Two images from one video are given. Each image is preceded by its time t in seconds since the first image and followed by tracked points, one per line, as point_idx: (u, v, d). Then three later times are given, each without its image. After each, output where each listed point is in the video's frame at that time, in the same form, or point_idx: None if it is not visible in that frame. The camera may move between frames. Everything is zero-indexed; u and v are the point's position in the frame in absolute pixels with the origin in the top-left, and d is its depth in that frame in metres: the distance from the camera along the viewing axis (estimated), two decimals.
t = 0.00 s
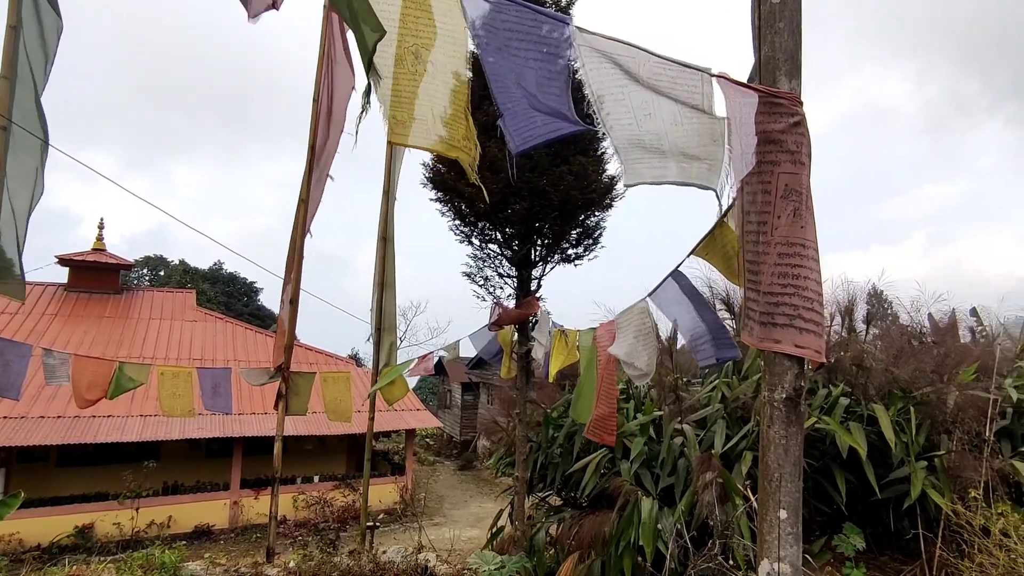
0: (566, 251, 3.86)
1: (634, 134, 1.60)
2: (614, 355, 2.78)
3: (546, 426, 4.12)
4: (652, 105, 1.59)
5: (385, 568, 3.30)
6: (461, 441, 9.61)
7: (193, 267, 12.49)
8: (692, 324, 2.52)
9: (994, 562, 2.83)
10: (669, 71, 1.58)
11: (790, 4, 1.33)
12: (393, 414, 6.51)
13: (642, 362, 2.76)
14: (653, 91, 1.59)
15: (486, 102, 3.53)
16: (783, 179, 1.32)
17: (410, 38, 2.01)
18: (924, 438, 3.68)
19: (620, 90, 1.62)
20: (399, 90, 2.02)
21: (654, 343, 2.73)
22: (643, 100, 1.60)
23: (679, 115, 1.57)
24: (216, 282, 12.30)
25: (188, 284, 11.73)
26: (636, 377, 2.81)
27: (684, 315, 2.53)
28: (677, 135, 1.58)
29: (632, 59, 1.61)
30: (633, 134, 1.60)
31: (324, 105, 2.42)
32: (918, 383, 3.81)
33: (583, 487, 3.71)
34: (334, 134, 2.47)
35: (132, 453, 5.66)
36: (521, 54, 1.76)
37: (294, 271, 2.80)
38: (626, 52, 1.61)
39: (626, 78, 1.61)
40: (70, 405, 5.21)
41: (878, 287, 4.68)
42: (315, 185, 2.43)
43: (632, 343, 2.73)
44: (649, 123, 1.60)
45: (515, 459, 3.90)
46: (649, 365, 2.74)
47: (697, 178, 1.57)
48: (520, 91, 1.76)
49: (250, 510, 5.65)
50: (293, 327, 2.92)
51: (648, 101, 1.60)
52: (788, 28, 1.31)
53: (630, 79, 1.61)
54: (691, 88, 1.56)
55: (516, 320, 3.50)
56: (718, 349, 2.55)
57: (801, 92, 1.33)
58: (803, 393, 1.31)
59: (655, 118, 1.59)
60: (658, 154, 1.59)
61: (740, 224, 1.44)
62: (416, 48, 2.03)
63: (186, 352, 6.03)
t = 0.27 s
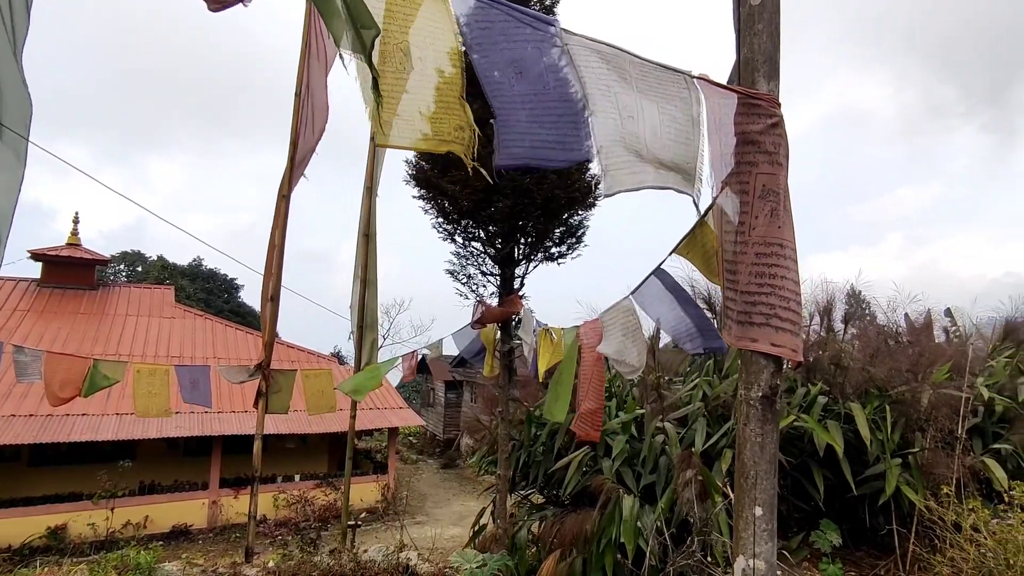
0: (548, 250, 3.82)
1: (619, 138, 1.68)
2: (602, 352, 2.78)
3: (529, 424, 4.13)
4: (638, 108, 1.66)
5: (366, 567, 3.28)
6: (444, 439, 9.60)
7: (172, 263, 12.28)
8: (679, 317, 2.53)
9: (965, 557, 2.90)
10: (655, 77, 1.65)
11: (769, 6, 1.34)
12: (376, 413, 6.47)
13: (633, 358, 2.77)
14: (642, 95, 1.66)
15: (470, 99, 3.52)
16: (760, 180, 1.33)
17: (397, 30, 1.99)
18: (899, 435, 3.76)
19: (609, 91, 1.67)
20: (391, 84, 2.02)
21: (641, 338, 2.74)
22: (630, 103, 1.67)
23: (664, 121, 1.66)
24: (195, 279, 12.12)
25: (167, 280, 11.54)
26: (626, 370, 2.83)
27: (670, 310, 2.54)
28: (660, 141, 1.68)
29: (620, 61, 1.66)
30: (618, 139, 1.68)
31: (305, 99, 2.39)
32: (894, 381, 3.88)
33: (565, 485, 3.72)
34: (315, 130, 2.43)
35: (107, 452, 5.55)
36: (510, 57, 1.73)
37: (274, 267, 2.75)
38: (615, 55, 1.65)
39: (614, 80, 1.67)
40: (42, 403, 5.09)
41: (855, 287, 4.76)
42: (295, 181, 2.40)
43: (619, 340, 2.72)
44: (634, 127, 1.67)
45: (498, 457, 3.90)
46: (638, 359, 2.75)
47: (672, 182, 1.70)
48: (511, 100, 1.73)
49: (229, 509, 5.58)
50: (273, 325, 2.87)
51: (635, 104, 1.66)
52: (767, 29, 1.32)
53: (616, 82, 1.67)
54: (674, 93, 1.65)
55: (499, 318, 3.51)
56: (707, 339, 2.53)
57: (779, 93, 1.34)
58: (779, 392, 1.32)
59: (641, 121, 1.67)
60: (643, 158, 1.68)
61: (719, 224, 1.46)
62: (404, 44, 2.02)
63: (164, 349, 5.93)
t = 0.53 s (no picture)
0: (532, 248, 3.82)
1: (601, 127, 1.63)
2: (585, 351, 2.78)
3: (512, 423, 4.14)
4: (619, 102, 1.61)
5: (348, 566, 3.26)
6: (428, 438, 9.57)
7: (151, 259, 12.08)
8: (663, 314, 2.54)
9: (938, 552, 2.97)
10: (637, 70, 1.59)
11: (748, 8, 1.35)
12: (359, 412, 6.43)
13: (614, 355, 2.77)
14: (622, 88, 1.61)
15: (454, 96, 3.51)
16: (739, 180, 1.34)
17: (385, 14, 1.97)
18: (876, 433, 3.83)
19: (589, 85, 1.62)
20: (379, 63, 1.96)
21: (623, 335, 2.76)
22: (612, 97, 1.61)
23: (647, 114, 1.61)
24: (175, 276, 11.93)
25: (146, 277, 11.34)
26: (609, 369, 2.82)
27: (655, 307, 2.55)
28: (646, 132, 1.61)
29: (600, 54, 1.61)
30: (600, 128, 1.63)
31: (288, 93, 2.36)
32: (871, 380, 3.95)
33: (547, 483, 3.73)
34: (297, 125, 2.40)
35: (83, 451, 5.44)
36: (494, 38, 1.68)
37: (256, 263, 2.70)
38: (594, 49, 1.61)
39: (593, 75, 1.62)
40: (15, 401, 4.97)
41: (834, 288, 4.84)
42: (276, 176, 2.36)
43: (602, 338, 2.73)
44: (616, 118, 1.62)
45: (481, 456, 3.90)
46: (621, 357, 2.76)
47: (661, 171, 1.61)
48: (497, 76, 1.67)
49: (209, 509, 5.50)
50: (254, 322, 2.83)
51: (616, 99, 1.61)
52: (746, 31, 1.34)
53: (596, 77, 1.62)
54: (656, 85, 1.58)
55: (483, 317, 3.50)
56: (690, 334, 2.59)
57: (757, 95, 1.36)
58: (756, 390, 1.34)
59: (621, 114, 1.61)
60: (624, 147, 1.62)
61: (699, 223, 1.46)
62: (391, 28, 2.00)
63: (142, 346, 5.83)
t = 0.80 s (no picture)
0: (517, 248, 3.81)
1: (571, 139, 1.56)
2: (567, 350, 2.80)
3: (496, 422, 4.14)
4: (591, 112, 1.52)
5: (329, 567, 3.23)
6: (412, 438, 9.52)
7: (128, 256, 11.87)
8: (647, 314, 2.56)
9: (913, 548, 3.03)
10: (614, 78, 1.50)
11: (727, 11, 1.36)
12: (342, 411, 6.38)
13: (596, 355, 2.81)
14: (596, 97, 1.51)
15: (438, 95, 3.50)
16: (717, 181, 1.35)
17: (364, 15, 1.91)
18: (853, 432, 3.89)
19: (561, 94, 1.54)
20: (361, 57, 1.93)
21: (605, 336, 2.77)
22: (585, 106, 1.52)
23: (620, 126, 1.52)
24: (154, 273, 11.74)
25: (124, 274, 11.14)
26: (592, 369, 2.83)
27: (638, 306, 2.56)
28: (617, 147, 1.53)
29: (576, 59, 1.51)
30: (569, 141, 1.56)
31: (270, 88, 2.32)
32: (849, 380, 4.02)
33: (530, 482, 3.73)
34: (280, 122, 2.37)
35: (57, 452, 5.33)
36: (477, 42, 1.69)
37: (238, 260, 2.65)
38: (570, 54, 1.52)
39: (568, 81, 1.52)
40: None
41: (814, 288, 4.91)
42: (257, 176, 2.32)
43: (584, 338, 2.76)
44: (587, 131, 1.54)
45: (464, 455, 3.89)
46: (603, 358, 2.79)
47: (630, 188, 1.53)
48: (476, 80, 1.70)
49: (188, 510, 5.42)
50: (235, 321, 2.79)
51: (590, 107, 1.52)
52: (725, 34, 1.35)
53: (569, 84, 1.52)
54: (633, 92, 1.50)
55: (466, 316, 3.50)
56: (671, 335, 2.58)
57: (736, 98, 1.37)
58: (732, 389, 1.35)
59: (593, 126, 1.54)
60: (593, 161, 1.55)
61: (678, 224, 1.47)
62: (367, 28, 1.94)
63: (119, 345, 5.72)
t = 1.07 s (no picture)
0: (499, 247, 3.88)
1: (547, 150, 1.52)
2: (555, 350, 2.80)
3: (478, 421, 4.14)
4: (567, 122, 1.52)
5: (309, 568, 3.20)
6: (394, 437, 9.48)
7: (104, 253, 11.63)
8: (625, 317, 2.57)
9: (887, 543, 3.11)
10: (588, 88, 1.53)
11: (703, 15, 1.38)
12: (323, 410, 6.32)
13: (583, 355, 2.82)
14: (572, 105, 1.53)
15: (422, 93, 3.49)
16: (693, 182, 1.37)
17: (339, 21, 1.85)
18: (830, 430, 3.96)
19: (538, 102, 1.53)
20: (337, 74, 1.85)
21: (591, 335, 2.77)
22: (561, 115, 1.52)
23: (597, 135, 1.52)
24: (131, 271, 11.52)
25: (99, 271, 10.91)
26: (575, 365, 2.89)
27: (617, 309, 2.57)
28: (593, 157, 1.51)
29: (552, 68, 1.53)
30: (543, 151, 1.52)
31: (251, 85, 2.29)
32: (826, 379, 4.08)
33: (512, 482, 3.73)
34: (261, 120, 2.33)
35: (29, 454, 5.21)
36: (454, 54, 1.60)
37: (218, 262, 2.60)
38: (547, 63, 1.53)
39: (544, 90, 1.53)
40: None
41: (794, 289, 4.98)
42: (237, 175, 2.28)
43: (572, 339, 2.75)
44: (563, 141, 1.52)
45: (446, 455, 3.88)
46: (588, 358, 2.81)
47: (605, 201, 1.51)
48: (446, 93, 1.59)
49: (165, 512, 5.34)
50: (215, 319, 2.75)
51: (566, 116, 1.52)
52: (701, 38, 1.36)
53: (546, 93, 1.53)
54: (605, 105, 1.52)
55: (448, 316, 3.49)
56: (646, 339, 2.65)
57: (712, 100, 1.38)
58: (707, 389, 1.37)
59: (569, 136, 1.52)
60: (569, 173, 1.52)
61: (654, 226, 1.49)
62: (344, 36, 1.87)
63: (94, 344, 5.61)
